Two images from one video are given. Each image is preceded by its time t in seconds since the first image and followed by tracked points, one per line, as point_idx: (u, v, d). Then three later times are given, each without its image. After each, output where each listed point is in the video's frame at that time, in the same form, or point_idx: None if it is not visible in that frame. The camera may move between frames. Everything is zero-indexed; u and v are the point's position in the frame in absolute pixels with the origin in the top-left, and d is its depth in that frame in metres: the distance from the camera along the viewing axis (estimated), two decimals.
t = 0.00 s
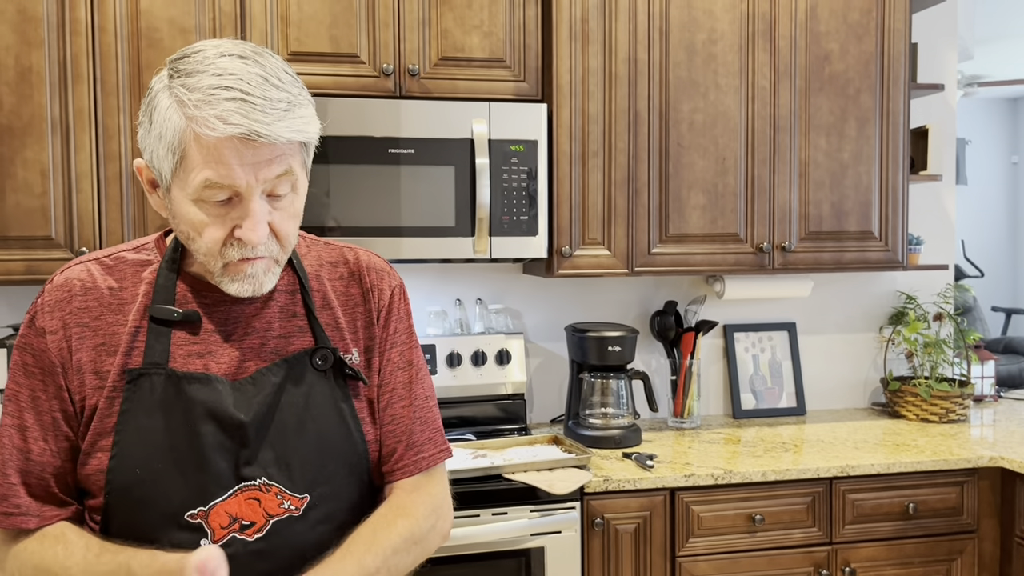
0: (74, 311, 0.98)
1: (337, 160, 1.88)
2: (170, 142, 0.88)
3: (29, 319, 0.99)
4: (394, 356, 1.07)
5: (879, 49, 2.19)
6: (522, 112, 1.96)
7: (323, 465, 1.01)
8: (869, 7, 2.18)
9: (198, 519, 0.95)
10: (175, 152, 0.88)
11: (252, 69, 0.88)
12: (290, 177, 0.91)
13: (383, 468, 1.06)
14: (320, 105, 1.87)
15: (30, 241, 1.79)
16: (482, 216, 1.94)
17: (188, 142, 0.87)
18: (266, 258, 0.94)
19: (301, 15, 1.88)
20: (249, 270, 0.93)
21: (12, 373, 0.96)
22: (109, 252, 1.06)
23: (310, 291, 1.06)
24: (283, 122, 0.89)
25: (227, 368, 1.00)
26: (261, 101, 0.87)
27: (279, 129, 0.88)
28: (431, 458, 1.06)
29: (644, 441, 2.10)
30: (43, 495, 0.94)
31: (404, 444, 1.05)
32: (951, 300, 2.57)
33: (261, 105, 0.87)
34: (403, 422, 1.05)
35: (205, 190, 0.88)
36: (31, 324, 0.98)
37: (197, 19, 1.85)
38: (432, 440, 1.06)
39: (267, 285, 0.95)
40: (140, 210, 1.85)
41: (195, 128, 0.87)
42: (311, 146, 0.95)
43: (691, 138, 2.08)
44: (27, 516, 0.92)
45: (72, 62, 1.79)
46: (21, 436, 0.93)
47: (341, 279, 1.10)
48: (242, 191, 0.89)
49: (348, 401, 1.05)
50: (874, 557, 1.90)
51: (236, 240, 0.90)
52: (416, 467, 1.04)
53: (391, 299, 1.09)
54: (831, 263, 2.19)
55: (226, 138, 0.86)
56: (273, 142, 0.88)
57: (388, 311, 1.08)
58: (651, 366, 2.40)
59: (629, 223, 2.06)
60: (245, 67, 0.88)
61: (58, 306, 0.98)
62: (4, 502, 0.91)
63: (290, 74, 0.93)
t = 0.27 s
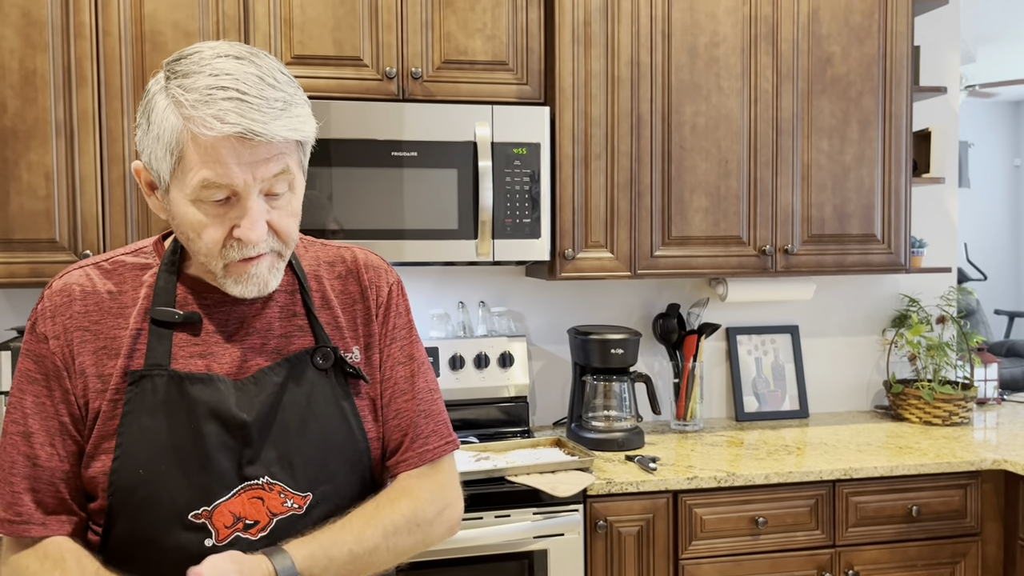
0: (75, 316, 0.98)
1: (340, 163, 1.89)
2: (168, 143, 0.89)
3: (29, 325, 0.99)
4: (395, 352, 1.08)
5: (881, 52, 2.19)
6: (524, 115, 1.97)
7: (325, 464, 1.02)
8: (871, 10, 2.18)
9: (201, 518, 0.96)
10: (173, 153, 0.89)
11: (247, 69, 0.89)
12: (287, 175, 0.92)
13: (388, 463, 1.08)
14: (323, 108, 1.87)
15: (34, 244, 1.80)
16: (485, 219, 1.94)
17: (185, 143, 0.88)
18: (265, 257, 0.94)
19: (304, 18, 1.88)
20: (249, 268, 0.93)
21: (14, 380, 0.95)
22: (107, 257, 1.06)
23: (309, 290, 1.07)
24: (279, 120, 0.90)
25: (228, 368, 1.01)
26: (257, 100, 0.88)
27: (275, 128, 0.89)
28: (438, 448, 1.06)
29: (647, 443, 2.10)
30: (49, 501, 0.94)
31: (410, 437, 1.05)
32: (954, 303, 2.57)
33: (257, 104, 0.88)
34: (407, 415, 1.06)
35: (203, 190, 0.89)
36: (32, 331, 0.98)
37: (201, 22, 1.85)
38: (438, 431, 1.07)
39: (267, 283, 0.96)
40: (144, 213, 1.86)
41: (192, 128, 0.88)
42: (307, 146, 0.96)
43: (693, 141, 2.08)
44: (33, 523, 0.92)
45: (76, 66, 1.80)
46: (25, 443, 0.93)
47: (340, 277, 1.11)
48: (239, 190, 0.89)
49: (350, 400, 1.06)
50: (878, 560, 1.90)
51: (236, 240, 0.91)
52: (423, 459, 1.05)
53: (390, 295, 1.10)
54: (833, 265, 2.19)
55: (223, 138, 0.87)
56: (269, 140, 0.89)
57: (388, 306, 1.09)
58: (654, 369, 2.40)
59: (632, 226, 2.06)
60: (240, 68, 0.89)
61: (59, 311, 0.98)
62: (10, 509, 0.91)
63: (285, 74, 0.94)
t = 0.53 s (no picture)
0: (75, 324, 0.99)
1: (342, 168, 1.89)
2: (167, 147, 0.90)
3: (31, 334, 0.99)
4: (395, 351, 1.08)
5: (882, 56, 2.19)
6: (526, 120, 1.97)
7: (328, 464, 1.03)
8: (872, 14, 2.18)
9: (206, 520, 0.96)
10: (172, 157, 0.90)
11: (244, 73, 0.90)
12: (285, 177, 0.93)
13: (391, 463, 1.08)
14: (324, 113, 1.88)
15: (37, 249, 1.80)
16: (487, 223, 1.95)
17: (184, 146, 0.89)
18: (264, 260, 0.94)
19: (305, 24, 1.89)
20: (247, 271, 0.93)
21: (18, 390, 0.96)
22: (107, 264, 1.07)
23: (308, 292, 1.07)
24: (277, 122, 0.90)
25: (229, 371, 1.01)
26: (255, 102, 0.89)
27: (273, 129, 0.90)
28: (440, 446, 1.07)
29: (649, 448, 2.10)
30: (54, 509, 0.95)
31: (411, 437, 1.06)
32: (955, 307, 2.57)
33: (255, 106, 0.89)
34: (408, 414, 1.07)
35: (203, 193, 0.90)
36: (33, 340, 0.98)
37: (203, 28, 1.86)
38: (440, 429, 1.07)
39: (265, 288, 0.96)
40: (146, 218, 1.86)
41: (191, 132, 0.88)
42: (304, 148, 0.97)
43: (694, 145, 2.08)
44: (39, 531, 0.93)
45: (79, 72, 1.81)
46: (29, 452, 0.94)
47: (339, 277, 1.11)
48: (239, 192, 0.90)
49: (351, 401, 1.06)
50: (880, 564, 1.90)
51: (235, 242, 0.91)
52: (425, 458, 1.05)
53: (388, 294, 1.10)
54: (835, 269, 2.19)
55: (222, 140, 0.88)
56: (268, 142, 0.89)
57: (387, 306, 1.10)
58: (655, 373, 2.40)
59: (633, 230, 2.06)
60: (238, 71, 0.90)
61: (59, 320, 0.99)
62: (16, 518, 0.92)
63: (282, 78, 0.95)
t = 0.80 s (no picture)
0: (79, 331, 0.99)
1: (343, 174, 1.90)
2: (170, 157, 0.90)
3: (33, 341, 0.99)
4: (397, 355, 1.08)
5: (881, 61, 2.20)
6: (526, 126, 1.98)
7: (332, 469, 1.03)
8: (870, 20, 2.19)
9: (212, 526, 0.98)
10: (175, 167, 0.90)
11: (245, 81, 0.90)
12: (288, 185, 0.93)
13: (394, 467, 1.08)
14: (325, 120, 1.88)
15: (38, 255, 1.81)
16: (486, 229, 1.95)
17: (187, 157, 0.89)
18: (269, 266, 0.95)
19: (306, 31, 1.90)
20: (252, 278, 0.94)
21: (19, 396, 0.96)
22: (111, 271, 1.07)
23: (311, 297, 1.07)
24: (279, 130, 0.90)
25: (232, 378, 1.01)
26: (256, 111, 0.89)
27: (275, 138, 0.90)
28: (444, 448, 1.06)
29: (649, 453, 2.10)
30: (52, 517, 0.94)
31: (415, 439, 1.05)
32: (955, 311, 2.57)
33: (256, 115, 0.89)
34: (412, 417, 1.06)
35: (206, 202, 0.90)
36: (36, 346, 0.98)
37: (204, 35, 1.87)
38: (443, 431, 1.07)
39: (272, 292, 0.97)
40: (147, 224, 1.87)
41: (194, 142, 0.89)
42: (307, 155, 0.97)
43: (693, 150, 2.09)
44: (35, 539, 0.93)
45: (80, 79, 1.82)
46: (29, 458, 0.93)
47: (341, 281, 1.11)
48: (241, 201, 0.90)
49: (355, 406, 1.06)
50: (880, 569, 1.90)
51: (240, 250, 0.92)
52: (429, 461, 1.05)
53: (390, 296, 1.10)
54: (834, 274, 2.19)
55: (224, 150, 0.88)
56: (270, 151, 0.89)
57: (389, 310, 1.10)
58: (655, 378, 2.40)
59: (633, 235, 2.07)
60: (238, 80, 0.90)
61: (63, 327, 0.99)
62: (11, 525, 0.92)
63: (283, 85, 0.94)
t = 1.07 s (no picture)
0: (81, 347, 0.98)
1: (341, 179, 1.90)
2: (175, 168, 0.89)
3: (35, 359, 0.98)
4: (403, 357, 1.09)
5: (878, 65, 2.20)
6: (523, 131, 1.98)
7: (345, 474, 1.03)
8: (867, 24, 2.20)
9: (229, 534, 0.97)
10: (181, 178, 0.89)
11: (247, 88, 0.90)
12: (293, 190, 0.93)
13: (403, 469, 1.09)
14: (324, 125, 1.89)
15: (36, 261, 1.81)
16: (485, 233, 1.95)
17: (193, 167, 0.88)
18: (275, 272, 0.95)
19: (303, 36, 1.90)
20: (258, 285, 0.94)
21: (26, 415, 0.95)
22: (107, 283, 1.05)
23: (314, 301, 1.07)
24: (285, 136, 0.90)
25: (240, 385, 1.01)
26: (262, 118, 0.89)
27: (282, 143, 0.89)
28: (450, 449, 1.09)
29: (647, 457, 2.10)
30: (70, 532, 0.95)
31: (424, 442, 1.07)
32: (953, 315, 2.57)
33: (262, 122, 0.89)
34: (419, 421, 1.07)
35: (213, 211, 0.89)
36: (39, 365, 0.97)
37: (202, 41, 1.87)
38: (448, 433, 1.09)
39: (277, 299, 0.96)
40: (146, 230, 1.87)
41: (200, 152, 0.88)
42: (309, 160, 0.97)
43: (691, 155, 2.09)
44: (60, 554, 0.93)
45: (79, 85, 1.82)
46: (42, 478, 0.93)
47: (342, 284, 1.11)
48: (249, 209, 0.90)
49: (365, 411, 1.06)
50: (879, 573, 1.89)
51: (247, 257, 0.92)
52: (437, 463, 1.07)
53: (392, 299, 1.11)
54: (832, 278, 2.19)
55: (232, 159, 0.87)
56: (278, 157, 0.89)
57: (393, 312, 1.11)
58: (654, 382, 2.40)
59: (631, 240, 2.07)
60: (241, 87, 0.90)
61: (65, 343, 0.97)
62: (33, 544, 0.92)
63: (282, 90, 0.94)
